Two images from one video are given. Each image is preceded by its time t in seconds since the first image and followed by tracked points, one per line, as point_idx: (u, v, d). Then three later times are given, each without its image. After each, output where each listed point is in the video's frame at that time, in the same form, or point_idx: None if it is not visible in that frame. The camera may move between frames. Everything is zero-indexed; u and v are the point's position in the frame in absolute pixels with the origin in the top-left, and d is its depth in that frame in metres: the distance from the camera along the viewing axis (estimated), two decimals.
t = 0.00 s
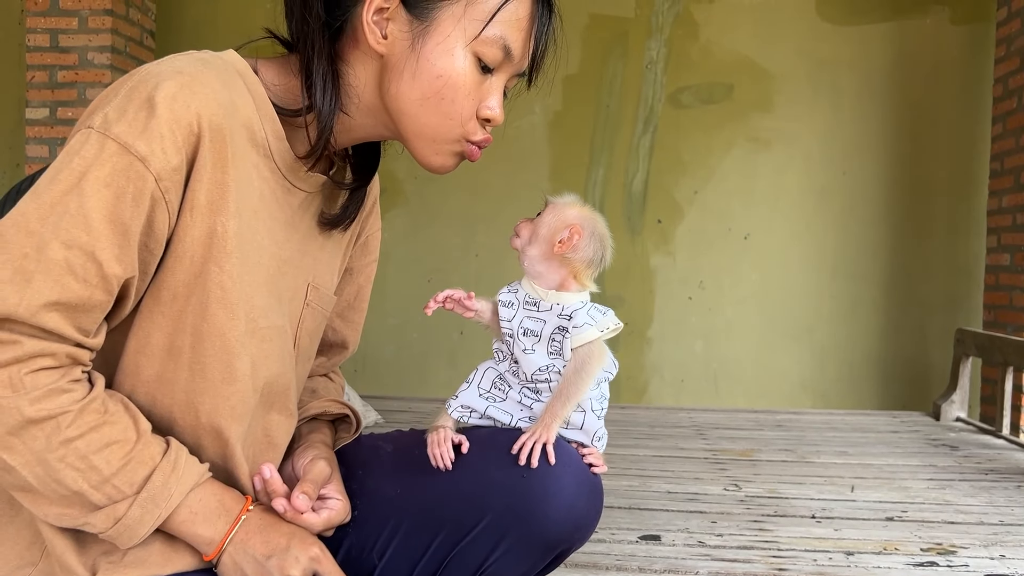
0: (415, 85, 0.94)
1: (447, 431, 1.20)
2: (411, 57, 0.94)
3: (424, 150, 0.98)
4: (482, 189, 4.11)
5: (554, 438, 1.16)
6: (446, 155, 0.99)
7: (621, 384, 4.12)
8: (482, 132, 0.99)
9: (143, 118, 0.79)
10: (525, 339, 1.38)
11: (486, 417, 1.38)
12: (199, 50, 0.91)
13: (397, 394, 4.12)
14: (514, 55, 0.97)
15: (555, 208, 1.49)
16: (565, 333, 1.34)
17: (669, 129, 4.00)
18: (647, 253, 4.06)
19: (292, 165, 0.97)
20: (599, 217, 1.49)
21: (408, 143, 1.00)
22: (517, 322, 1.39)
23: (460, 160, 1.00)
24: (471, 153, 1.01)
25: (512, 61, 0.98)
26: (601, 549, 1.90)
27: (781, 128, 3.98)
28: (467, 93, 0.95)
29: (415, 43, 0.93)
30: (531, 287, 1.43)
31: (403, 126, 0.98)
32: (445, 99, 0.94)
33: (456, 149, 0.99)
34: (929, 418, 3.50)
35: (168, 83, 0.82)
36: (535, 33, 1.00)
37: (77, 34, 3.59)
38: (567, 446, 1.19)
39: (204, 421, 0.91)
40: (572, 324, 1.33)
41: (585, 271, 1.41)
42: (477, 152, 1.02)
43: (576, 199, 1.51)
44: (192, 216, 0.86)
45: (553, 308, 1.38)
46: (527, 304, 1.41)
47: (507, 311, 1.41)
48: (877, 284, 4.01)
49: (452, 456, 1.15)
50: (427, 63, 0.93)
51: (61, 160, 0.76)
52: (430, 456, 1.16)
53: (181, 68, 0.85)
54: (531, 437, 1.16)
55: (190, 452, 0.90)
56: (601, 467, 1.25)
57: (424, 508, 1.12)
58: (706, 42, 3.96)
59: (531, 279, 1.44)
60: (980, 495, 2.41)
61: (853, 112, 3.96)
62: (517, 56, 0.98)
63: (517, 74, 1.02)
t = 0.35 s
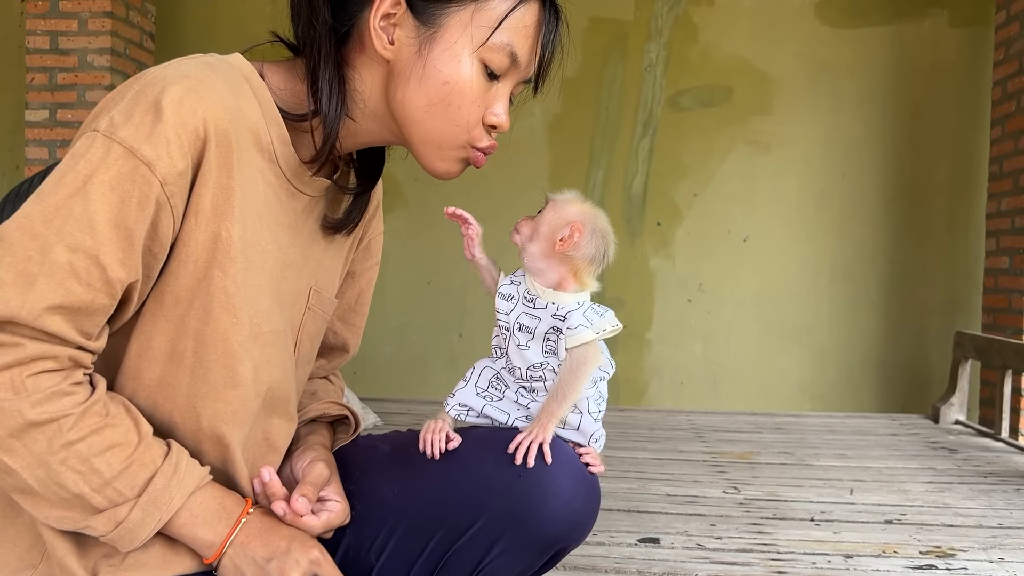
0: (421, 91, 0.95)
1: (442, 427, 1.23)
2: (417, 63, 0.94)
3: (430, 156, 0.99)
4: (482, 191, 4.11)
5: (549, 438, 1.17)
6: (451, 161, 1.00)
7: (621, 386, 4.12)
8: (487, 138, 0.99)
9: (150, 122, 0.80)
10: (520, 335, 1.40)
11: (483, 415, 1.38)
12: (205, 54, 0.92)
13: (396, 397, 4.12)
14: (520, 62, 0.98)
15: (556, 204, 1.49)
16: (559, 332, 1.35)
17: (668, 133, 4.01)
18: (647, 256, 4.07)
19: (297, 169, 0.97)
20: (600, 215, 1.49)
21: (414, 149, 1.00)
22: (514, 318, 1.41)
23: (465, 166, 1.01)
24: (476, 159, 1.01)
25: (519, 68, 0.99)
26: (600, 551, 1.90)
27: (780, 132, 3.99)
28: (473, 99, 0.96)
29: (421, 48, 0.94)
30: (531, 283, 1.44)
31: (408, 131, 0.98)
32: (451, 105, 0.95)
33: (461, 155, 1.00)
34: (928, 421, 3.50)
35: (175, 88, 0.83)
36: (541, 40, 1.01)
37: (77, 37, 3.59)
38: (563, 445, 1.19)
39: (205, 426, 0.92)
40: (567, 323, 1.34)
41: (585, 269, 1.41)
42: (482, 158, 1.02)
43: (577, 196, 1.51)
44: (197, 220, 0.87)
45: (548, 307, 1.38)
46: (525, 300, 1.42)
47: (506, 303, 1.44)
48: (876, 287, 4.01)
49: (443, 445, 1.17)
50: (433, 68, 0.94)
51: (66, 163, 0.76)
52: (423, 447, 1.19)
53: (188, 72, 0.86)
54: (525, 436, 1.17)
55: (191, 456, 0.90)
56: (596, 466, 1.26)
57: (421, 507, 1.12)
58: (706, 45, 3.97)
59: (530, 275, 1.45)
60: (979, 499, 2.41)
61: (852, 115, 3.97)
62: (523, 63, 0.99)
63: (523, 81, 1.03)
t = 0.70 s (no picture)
0: (428, 99, 0.95)
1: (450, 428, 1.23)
2: (425, 71, 0.95)
3: (436, 164, 0.99)
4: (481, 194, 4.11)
5: (548, 442, 1.18)
6: (457, 169, 1.00)
7: (620, 389, 4.12)
8: (493, 146, 1.00)
9: (156, 129, 0.80)
10: (523, 332, 1.38)
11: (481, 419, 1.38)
12: (212, 59, 0.92)
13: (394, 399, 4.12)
14: (527, 71, 0.99)
15: (563, 204, 1.50)
16: (563, 333, 1.34)
17: (667, 136, 4.02)
18: (645, 259, 4.07)
19: (301, 177, 0.97)
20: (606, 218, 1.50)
21: (419, 156, 1.01)
22: (519, 312, 1.40)
23: (471, 173, 1.02)
24: (482, 167, 1.02)
25: (526, 76, 0.99)
26: (598, 555, 1.90)
27: (779, 135, 4.00)
28: (481, 108, 0.96)
29: (429, 57, 0.94)
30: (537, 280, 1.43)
31: (414, 139, 0.99)
32: (458, 114, 0.95)
33: (467, 163, 1.00)
34: (926, 424, 3.50)
35: (182, 94, 0.83)
36: (547, 48, 1.01)
37: (76, 39, 3.60)
38: (563, 449, 1.20)
39: (204, 432, 0.92)
40: (572, 324, 1.33)
41: (591, 271, 1.43)
42: (488, 166, 1.03)
43: (583, 197, 1.52)
44: (201, 227, 0.87)
45: (553, 305, 1.37)
46: (531, 295, 1.41)
47: (509, 296, 1.43)
48: (875, 290, 4.02)
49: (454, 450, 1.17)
50: (441, 77, 0.94)
51: (71, 169, 0.77)
52: (432, 448, 1.18)
53: (194, 78, 0.86)
54: (524, 441, 1.18)
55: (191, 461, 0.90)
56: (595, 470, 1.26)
57: (419, 510, 1.12)
58: (705, 48, 3.97)
59: (536, 272, 1.44)
60: (977, 502, 2.41)
61: (851, 119, 3.98)
62: (530, 72, 1.00)
63: (530, 89, 1.03)
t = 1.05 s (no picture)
0: (428, 102, 0.95)
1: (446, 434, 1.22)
2: (425, 74, 0.95)
3: (436, 167, 1.00)
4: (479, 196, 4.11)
5: (546, 443, 1.18)
6: (457, 172, 1.01)
7: (619, 391, 4.12)
8: (493, 150, 1.00)
9: (155, 131, 0.80)
10: (523, 331, 1.38)
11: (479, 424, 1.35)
12: (211, 62, 0.92)
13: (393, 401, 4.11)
14: (527, 74, 0.99)
15: (568, 206, 1.50)
16: (565, 331, 1.34)
17: (666, 138, 4.02)
18: (644, 261, 4.07)
19: (300, 179, 0.97)
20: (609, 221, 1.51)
21: (419, 159, 1.01)
22: (520, 311, 1.40)
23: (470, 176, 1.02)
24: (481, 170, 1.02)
25: (525, 80, 1.00)
26: (596, 557, 1.90)
27: (778, 137, 4.00)
28: (480, 112, 0.96)
29: (429, 60, 0.94)
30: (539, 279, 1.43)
31: (414, 142, 0.99)
32: (458, 117, 0.95)
33: (466, 166, 1.01)
34: (924, 427, 3.50)
35: (181, 96, 0.83)
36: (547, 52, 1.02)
37: (75, 41, 3.60)
38: (561, 451, 1.20)
39: (202, 435, 0.91)
40: (573, 321, 1.34)
41: (592, 274, 1.44)
42: (487, 168, 1.04)
43: (587, 199, 1.53)
44: (199, 230, 0.87)
45: (556, 303, 1.37)
46: (531, 294, 1.41)
47: (509, 297, 1.42)
48: (873, 292, 4.02)
49: (455, 458, 1.17)
50: (441, 80, 0.94)
51: (70, 171, 0.76)
52: (431, 460, 1.17)
53: (194, 81, 0.86)
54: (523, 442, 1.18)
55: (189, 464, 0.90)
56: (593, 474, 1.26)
57: (417, 513, 1.12)
58: (704, 51, 3.98)
59: (537, 272, 1.45)
60: (975, 505, 2.41)
61: (849, 121, 3.98)
62: (530, 75, 1.00)
63: (529, 92, 1.04)
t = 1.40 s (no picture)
0: (426, 104, 0.95)
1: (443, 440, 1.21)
2: (423, 76, 0.95)
3: (433, 169, 1.00)
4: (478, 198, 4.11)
5: (543, 445, 1.17)
6: (454, 174, 1.01)
7: (618, 393, 4.12)
8: (490, 152, 1.00)
9: (151, 133, 0.80)
10: (523, 332, 1.38)
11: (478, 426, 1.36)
12: (208, 63, 0.92)
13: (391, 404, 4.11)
14: (525, 77, 0.99)
15: (566, 209, 1.50)
16: (565, 332, 1.34)
17: (665, 140, 4.02)
18: (643, 263, 4.08)
19: (297, 181, 0.97)
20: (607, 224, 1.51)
21: (416, 162, 1.01)
22: (520, 312, 1.40)
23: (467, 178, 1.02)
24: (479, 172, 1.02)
25: (523, 82, 1.00)
26: (594, 560, 1.90)
27: (776, 140, 4.01)
28: (478, 114, 0.96)
29: (427, 62, 0.94)
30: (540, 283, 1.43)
31: (411, 144, 0.99)
32: (456, 119, 0.95)
33: (464, 168, 1.00)
34: (922, 429, 3.50)
35: (177, 98, 0.83)
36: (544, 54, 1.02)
37: (74, 43, 3.60)
38: (558, 454, 1.20)
39: (198, 437, 0.91)
40: (573, 322, 1.34)
41: (592, 276, 1.45)
42: (484, 171, 1.03)
43: (585, 203, 1.53)
44: (195, 231, 0.87)
45: (556, 304, 1.37)
46: (531, 296, 1.41)
47: (509, 300, 1.42)
48: (871, 295, 4.02)
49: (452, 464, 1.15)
50: (439, 82, 0.94)
51: (65, 173, 0.76)
52: (428, 466, 1.16)
53: (190, 82, 0.86)
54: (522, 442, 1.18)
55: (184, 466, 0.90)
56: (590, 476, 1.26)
57: (414, 516, 1.12)
58: (702, 53, 3.98)
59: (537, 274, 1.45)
60: (973, 508, 2.41)
61: (848, 124, 3.99)
62: (527, 77, 1.00)
63: (527, 95, 1.04)
